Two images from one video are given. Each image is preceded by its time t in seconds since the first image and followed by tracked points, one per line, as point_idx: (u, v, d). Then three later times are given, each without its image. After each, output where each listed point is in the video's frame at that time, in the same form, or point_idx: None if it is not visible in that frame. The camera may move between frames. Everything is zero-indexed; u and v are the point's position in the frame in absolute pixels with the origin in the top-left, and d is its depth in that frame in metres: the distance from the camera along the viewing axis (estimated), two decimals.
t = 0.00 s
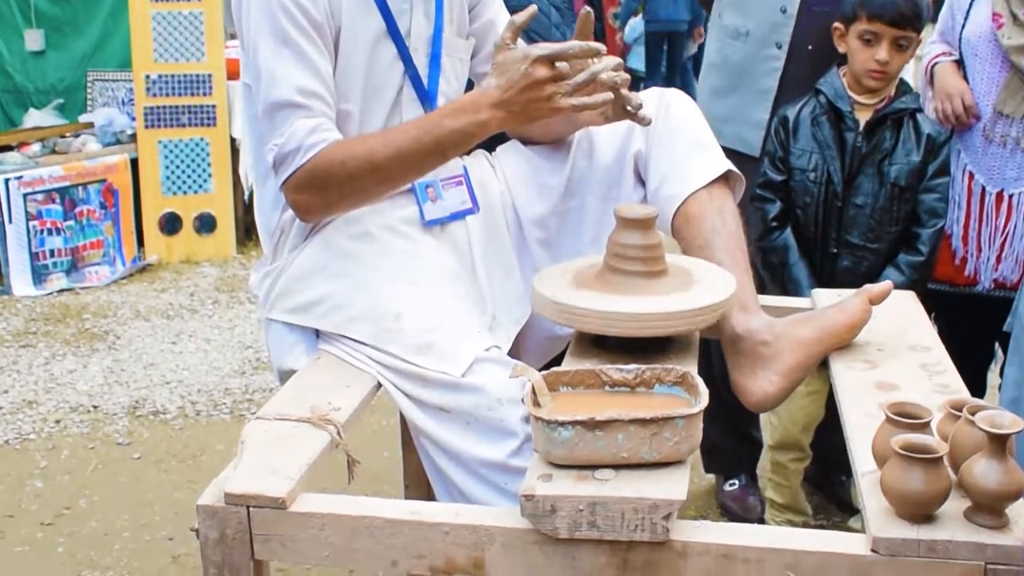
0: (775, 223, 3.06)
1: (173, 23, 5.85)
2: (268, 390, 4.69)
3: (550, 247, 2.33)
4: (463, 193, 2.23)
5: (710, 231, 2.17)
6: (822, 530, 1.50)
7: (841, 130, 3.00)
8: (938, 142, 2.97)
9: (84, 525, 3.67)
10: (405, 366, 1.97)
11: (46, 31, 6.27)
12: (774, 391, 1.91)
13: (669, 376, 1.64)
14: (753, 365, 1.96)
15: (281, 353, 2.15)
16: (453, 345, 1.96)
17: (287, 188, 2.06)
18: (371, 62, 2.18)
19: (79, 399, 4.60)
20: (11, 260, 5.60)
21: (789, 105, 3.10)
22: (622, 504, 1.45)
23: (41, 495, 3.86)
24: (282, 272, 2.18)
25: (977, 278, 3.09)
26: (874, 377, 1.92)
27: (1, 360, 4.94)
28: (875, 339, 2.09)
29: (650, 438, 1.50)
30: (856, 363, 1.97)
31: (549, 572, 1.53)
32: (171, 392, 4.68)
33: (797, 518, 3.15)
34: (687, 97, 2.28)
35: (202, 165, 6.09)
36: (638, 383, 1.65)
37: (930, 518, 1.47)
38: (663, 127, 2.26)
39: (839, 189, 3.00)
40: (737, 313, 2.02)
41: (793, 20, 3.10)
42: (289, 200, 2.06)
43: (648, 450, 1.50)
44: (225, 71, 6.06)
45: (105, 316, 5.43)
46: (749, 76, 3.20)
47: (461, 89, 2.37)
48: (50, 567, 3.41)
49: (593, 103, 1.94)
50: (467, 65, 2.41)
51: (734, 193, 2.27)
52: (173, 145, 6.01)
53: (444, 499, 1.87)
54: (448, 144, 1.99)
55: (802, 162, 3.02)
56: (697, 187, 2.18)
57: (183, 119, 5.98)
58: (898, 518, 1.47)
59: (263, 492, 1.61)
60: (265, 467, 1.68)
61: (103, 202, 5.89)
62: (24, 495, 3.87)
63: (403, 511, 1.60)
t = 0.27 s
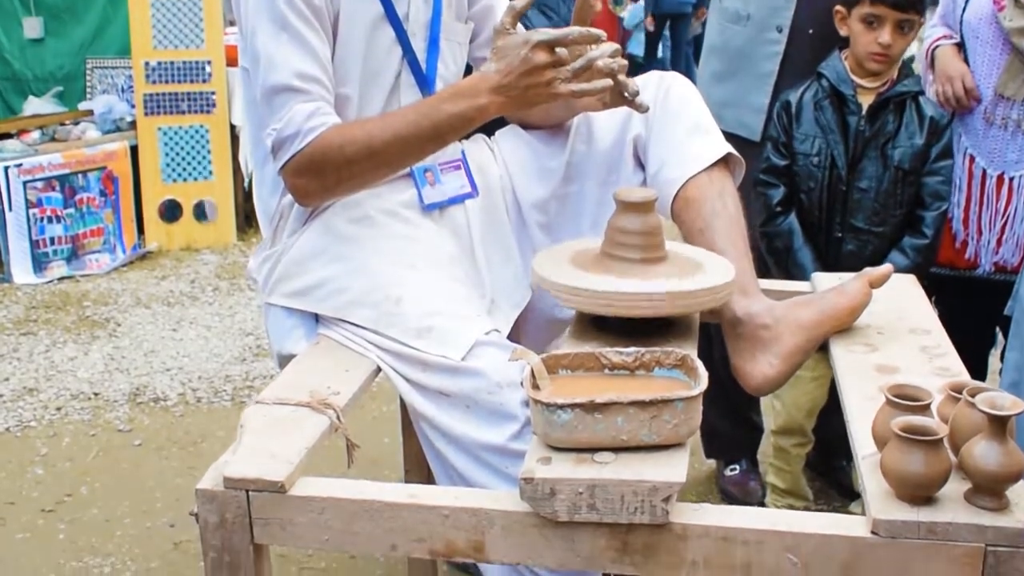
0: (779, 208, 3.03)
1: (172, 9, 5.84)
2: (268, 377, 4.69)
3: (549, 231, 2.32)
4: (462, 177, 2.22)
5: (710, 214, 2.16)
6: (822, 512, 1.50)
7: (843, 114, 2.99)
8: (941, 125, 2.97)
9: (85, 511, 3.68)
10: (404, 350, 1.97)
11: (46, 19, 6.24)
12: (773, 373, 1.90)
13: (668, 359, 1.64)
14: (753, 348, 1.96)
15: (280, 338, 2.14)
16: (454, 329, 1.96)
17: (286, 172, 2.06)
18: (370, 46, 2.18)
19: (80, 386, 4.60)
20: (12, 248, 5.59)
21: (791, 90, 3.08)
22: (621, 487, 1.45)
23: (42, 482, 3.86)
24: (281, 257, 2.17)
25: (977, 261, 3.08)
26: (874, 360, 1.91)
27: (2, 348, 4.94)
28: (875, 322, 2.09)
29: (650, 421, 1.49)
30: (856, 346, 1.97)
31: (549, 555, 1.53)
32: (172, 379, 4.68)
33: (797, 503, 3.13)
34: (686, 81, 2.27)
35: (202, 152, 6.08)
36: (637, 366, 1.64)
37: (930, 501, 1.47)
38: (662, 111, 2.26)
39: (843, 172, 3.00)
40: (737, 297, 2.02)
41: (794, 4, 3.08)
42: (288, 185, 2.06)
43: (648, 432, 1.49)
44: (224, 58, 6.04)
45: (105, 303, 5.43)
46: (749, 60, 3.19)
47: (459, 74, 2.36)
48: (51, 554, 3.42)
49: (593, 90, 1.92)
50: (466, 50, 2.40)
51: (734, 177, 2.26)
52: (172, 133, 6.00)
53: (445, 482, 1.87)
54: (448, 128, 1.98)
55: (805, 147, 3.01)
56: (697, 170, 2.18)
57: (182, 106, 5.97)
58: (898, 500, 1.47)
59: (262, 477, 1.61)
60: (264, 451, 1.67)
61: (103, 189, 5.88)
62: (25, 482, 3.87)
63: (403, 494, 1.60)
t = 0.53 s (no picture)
0: (782, 191, 3.03)
1: None
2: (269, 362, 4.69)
3: (549, 213, 2.32)
4: (462, 160, 2.21)
5: (709, 196, 2.16)
6: (822, 492, 1.50)
7: (846, 97, 2.98)
8: (944, 106, 2.96)
9: (86, 496, 3.68)
10: (404, 333, 1.97)
11: (45, 5, 6.25)
12: (773, 354, 1.90)
13: (667, 340, 1.64)
14: (752, 329, 1.96)
15: (280, 321, 2.14)
16: (454, 311, 1.95)
17: (285, 156, 2.05)
18: (370, 29, 2.17)
19: (80, 372, 4.61)
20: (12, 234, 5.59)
21: (793, 73, 3.07)
22: (620, 467, 1.45)
23: (43, 467, 3.87)
24: (280, 240, 2.17)
25: (977, 243, 3.09)
26: (874, 341, 1.91)
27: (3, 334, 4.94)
28: (874, 304, 2.09)
29: (649, 401, 1.49)
30: (857, 328, 1.97)
31: (548, 535, 1.53)
32: (172, 364, 4.69)
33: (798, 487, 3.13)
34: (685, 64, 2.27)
35: (201, 138, 6.07)
36: (636, 347, 1.64)
37: (930, 481, 1.47)
38: (661, 92, 2.25)
39: (846, 155, 2.99)
40: (737, 279, 2.01)
41: None
42: (288, 168, 2.05)
43: (647, 413, 1.49)
44: (223, 44, 6.02)
45: (106, 289, 5.42)
46: (749, 43, 3.18)
47: (457, 56, 2.35)
48: (52, 539, 3.42)
49: (593, 72, 1.91)
50: (466, 32, 2.39)
51: (734, 159, 2.25)
52: (172, 118, 5.99)
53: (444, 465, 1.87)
54: (448, 111, 1.97)
55: (807, 130, 3.01)
56: (698, 151, 2.17)
57: (182, 92, 5.96)
58: (897, 480, 1.47)
59: (262, 458, 1.61)
60: (263, 433, 1.67)
61: (103, 175, 5.88)
62: (26, 467, 3.88)
63: (402, 475, 1.60)
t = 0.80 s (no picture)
0: (783, 178, 3.03)
1: None
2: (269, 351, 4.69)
3: (550, 200, 2.32)
4: (464, 147, 2.20)
5: (710, 182, 2.16)
6: (822, 477, 1.50)
7: (847, 85, 2.98)
8: (947, 94, 2.94)
9: (88, 485, 3.69)
10: (404, 320, 1.97)
11: None
12: (773, 341, 1.91)
13: (667, 325, 1.64)
14: (753, 316, 1.96)
15: (280, 308, 2.14)
16: (454, 297, 1.95)
17: (286, 144, 2.05)
18: (371, 16, 2.16)
19: (81, 361, 4.61)
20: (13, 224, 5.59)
21: (795, 60, 3.07)
22: (620, 452, 1.45)
23: (45, 456, 3.88)
24: (280, 227, 2.17)
25: (977, 229, 3.08)
26: (875, 327, 1.91)
27: (4, 323, 4.95)
28: (875, 290, 2.08)
29: (649, 387, 1.49)
30: (857, 315, 1.96)
31: (549, 521, 1.53)
32: (173, 353, 4.69)
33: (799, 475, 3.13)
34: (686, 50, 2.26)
35: (202, 128, 6.07)
36: (636, 332, 1.64)
37: (930, 466, 1.47)
38: (663, 78, 2.24)
39: (848, 143, 3.00)
40: (737, 266, 2.01)
41: None
42: (289, 156, 2.05)
43: (647, 398, 1.49)
44: (223, 33, 6.02)
45: (106, 279, 5.42)
46: (750, 31, 3.17)
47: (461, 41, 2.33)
48: (54, 527, 3.43)
49: (594, 59, 1.91)
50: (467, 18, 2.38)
51: (735, 145, 2.25)
52: (172, 108, 5.99)
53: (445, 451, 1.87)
54: (450, 98, 1.97)
55: (809, 117, 3.01)
56: (698, 138, 2.17)
57: (182, 82, 5.95)
58: (896, 465, 1.47)
59: (262, 444, 1.61)
60: (263, 419, 1.67)
61: (103, 165, 5.87)
62: (28, 456, 3.88)
63: (403, 461, 1.60)
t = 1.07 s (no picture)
0: (784, 151, 3.03)
1: None
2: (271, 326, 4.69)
3: (551, 171, 2.31)
4: (465, 118, 2.19)
5: (711, 153, 2.16)
6: (822, 445, 1.50)
7: (848, 57, 2.97)
8: (948, 67, 2.91)
9: (90, 458, 3.70)
10: (405, 290, 1.96)
11: None
12: (774, 310, 1.91)
13: (668, 294, 1.63)
14: (755, 286, 1.96)
15: (281, 279, 2.14)
16: (455, 267, 1.95)
17: (285, 112, 2.04)
18: None
19: (83, 335, 4.61)
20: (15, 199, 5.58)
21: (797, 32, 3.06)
22: (620, 420, 1.45)
23: (47, 430, 3.89)
24: (280, 198, 2.17)
25: (967, 199, 3.08)
26: (876, 297, 1.91)
27: (6, 298, 4.95)
28: (877, 261, 2.08)
29: (649, 354, 1.49)
30: (859, 285, 1.96)
31: (550, 489, 1.54)
32: (174, 327, 4.69)
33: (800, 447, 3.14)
34: (688, 21, 2.25)
35: (203, 103, 6.05)
36: (637, 302, 1.64)
37: (929, 434, 1.47)
38: (665, 49, 2.23)
39: (848, 116, 2.99)
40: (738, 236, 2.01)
41: None
42: (288, 125, 2.04)
43: (648, 366, 1.49)
44: (223, 7, 6.00)
45: (108, 254, 5.42)
46: (752, 3, 3.15)
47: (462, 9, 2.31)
48: (57, 500, 3.44)
49: (594, 27, 1.90)
50: None
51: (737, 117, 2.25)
52: (173, 83, 5.98)
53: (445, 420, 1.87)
54: (449, 66, 1.96)
55: (810, 90, 3.00)
56: (700, 109, 2.17)
57: (183, 56, 5.93)
58: (896, 433, 1.47)
59: (263, 413, 1.61)
60: (264, 388, 1.67)
61: (104, 140, 5.86)
62: (30, 430, 3.89)
63: (403, 429, 1.60)
